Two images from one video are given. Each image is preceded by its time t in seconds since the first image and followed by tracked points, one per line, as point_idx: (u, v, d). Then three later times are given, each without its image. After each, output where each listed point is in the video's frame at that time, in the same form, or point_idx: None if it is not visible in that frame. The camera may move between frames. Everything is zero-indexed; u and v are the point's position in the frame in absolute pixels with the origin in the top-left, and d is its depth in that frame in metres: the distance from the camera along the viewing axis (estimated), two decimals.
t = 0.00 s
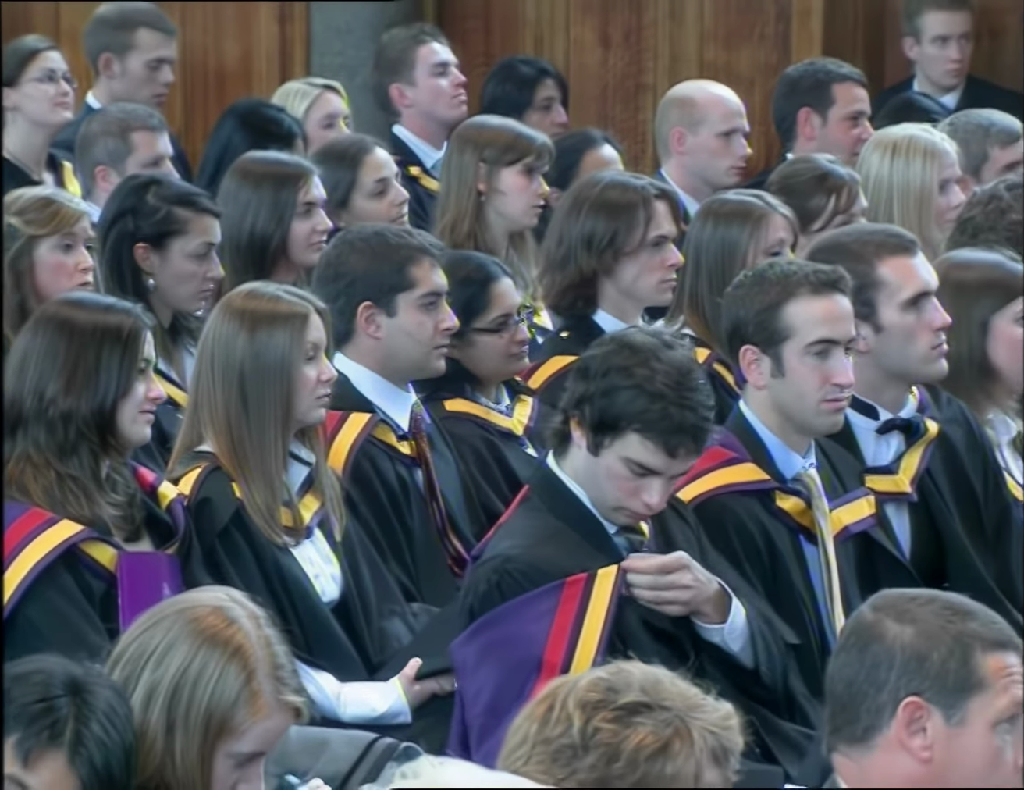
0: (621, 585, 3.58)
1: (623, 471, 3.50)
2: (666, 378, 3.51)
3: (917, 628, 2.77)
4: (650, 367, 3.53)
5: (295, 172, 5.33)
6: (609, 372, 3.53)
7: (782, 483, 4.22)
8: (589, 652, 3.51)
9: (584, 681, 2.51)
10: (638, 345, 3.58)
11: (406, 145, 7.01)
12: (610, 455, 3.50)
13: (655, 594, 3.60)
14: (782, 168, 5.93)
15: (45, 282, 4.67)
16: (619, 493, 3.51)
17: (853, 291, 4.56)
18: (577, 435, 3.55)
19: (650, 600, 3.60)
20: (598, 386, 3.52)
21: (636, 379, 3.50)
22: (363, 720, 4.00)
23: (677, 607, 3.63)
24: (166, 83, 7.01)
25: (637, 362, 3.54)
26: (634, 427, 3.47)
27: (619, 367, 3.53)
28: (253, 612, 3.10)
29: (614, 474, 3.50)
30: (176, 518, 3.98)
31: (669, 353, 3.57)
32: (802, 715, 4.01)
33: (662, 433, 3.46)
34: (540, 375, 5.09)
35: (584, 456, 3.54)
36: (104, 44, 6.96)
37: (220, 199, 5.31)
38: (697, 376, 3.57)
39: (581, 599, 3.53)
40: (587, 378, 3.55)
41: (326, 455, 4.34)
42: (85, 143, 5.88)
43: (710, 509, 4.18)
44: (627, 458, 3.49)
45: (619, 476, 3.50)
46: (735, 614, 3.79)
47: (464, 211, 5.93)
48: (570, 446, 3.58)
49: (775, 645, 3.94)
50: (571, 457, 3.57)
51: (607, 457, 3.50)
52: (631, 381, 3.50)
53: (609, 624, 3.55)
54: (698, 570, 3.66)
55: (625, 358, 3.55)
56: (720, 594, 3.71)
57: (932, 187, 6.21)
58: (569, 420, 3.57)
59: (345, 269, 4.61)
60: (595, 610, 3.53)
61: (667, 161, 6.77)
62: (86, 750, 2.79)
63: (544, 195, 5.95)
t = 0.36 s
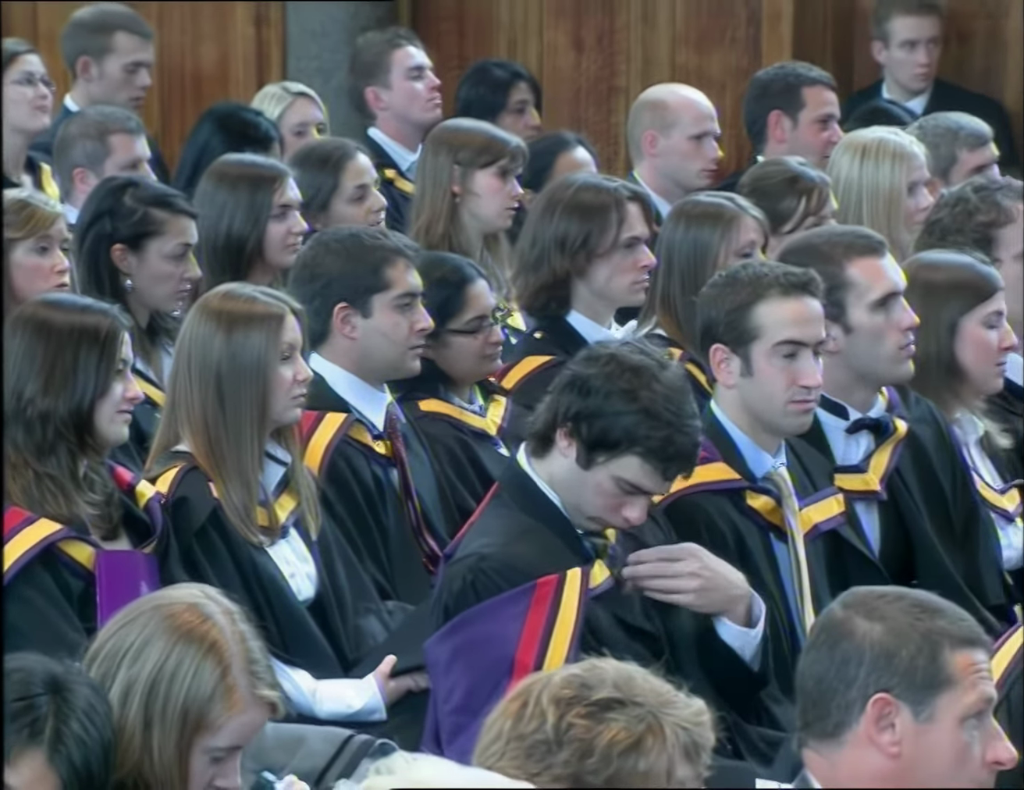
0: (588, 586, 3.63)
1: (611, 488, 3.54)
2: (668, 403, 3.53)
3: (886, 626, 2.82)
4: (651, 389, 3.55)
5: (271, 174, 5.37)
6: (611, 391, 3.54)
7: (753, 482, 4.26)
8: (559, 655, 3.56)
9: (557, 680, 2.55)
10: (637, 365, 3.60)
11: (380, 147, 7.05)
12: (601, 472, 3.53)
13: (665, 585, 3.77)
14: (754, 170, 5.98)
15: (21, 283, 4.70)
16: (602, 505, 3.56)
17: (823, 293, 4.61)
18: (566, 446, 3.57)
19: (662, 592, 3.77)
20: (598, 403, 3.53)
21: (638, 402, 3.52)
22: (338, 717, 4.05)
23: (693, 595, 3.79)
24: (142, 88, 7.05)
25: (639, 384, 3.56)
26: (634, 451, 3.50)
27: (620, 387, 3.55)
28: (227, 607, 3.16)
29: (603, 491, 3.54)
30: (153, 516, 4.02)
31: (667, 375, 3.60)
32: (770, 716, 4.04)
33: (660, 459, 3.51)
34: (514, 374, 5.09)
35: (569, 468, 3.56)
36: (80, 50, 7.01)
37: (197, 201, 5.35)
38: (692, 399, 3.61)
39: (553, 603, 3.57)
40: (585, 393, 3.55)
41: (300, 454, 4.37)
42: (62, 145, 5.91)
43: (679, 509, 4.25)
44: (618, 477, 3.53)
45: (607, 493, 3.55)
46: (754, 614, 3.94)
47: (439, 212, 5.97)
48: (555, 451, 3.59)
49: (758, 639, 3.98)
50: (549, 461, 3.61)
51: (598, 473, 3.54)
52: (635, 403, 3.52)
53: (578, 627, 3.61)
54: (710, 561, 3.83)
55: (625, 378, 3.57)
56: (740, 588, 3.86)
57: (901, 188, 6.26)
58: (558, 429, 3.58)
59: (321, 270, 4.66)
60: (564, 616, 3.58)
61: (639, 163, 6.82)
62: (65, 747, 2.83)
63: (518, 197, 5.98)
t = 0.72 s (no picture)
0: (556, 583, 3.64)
1: (585, 482, 3.56)
2: (637, 394, 3.56)
3: (854, 621, 2.83)
4: (621, 381, 3.57)
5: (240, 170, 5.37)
6: (580, 385, 3.55)
7: (721, 478, 4.27)
8: (528, 651, 3.57)
9: (527, 673, 2.56)
10: (602, 358, 3.62)
11: (350, 143, 7.04)
12: (574, 465, 3.55)
13: (634, 577, 3.81)
14: (721, 167, 6.00)
15: None
16: (575, 497, 3.57)
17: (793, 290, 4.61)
18: (537, 442, 3.57)
19: (633, 583, 3.81)
20: (569, 398, 3.54)
21: (609, 396, 3.54)
22: (306, 713, 4.06)
23: (663, 578, 3.83)
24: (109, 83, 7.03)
25: (606, 376, 3.58)
26: (608, 445, 3.52)
27: (589, 380, 3.56)
28: (145, 577, 3.26)
29: (577, 485, 3.56)
30: (121, 513, 4.04)
31: (632, 367, 3.63)
32: (734, 714, 4.05)
33: (633, 451, 3.54)
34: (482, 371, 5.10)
35: (541, 462, 3.56)
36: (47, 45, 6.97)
37: (164, 197, 5.34)
38: (658, 391, 3.63)
39: (521, 599, 3.58)
40: (554, 388, 3.56)
41: (268, 451, 4.36)
42: (30, 141, 5.89)
43: (646, 507, 4.24)
44: (591, 470, 3.55)
45: (580, 486, 3.56)
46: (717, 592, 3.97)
47: (407, 209, 5.97)
48: (523, 446, 3.59)
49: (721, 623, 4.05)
50: (518, 458, 3.60)
51: (571, 467, 3.55)
52: (606, 396, 3.53)
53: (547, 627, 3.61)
54: (670, 546, 3.88)
55: (593, 372, 3.58)
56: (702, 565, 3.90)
57: (869, 185, 6.28)
58: (526, 424, 3.58)
59: (289, 266, 4.65)
60: (533, 613, 3.59)
61: (607, 160, 6.83)
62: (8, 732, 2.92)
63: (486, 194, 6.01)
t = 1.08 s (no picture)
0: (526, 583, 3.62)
1: (548, 469, 3.56)
2: (595, 379, 3.57)
3: (822, 617, 2.82)
4: (578, 366, 3.58)
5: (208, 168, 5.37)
6: (536, 372, 3.56)
7: (690, 475, 4.26)
8: (497, 648, 3.54)
9: (501, 668, 2.64)
10: (558, 345, 3.63)
11: (317, 142, 7.13)
12: (536, 453, 3.55)
13: (595, 603, 3.74)
14: (690, 164, 6.01)
15: None
16: (541, 488, 3.57)
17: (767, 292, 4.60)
18: (499, 433, 3.57)
19: (592, 612, 3.74)
20: (527, 385, 3.54)
21: (566, 381, 3.55)
22: (275, 712, 4.06)
23: (619, 607, 3.78)
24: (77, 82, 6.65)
25: (562, 362, 3.58)
26: (567, 428, 3.52)
27: (545, 367, 3.57)
28: (91, 569, 3.27)
29: (540, 474, 3.56)
30: (90, 511, 4.02)
31: (589, 353, 3.63)
32: (706, 710, 4.04)
33: (593, 435, 3.54)
34: (451, 369, 5.08)
35: (505, 454, 3.57)
36: (14, 43, 6.55)
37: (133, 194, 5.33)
38: (616, 375, 3.64)
39: (490, 596, 3.56)
40: (513, 376, 3.57)
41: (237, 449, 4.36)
42: None
43: (614, 506, 4.24)
44: (553, 456, 3.55)
45: (544, 474, 3.56)
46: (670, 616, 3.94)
47: (376, 207, 5.96)
48: (488, 439, 3.60)
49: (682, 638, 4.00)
50: (485, 453, 3.60)
51: (533, 455, 3.55)
52: (562, 382, 3.54)
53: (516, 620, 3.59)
54: (620, 570, 3.83)
55: (550, 358, 3.59)
56: (649, 589, 3.87)
57: (838, 183, 6.30)
58: (491, 416, 3.59)
59: (257, 264, 4.65)
60: (502, 610, 3.56)
61: (575, 159, 6.83)
62: None
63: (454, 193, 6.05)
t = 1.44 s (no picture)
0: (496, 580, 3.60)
1: (517, 458, 3.54)
2: (559, 367, 3.54)
3: (791, 614, 2.84)
4: (541, 354, 3.55)
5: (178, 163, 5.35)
6: (499, 361, 3.54)
7: (663, 470, 4.27)
8: (465, 641, 3.51)
9: (472, 664, 2.64)
10: (521, 331, 3.59)
11: (285, 137, 7.02)
12: (502, 442, 3.54)
13: (518, 612, 3.61)
14: (661, 161, 6.01)
15: None
16: (511, 480, 3.56)
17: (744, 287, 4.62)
18: (467, 425, 3.56)
19: (513, 620, 3.60)
20: (492, 374, 3.53)
21: (528, 368, 3.52)
22: (244, 708, 4.06)
23: (543, 615, 3.65)
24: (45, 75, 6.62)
25: (525, 349, 3.55)
26: (530, 416, 3.51)
27: (508, 355, 3.54)
28: (54, 565, 3.28)
29: (506, 463, 3.54)
30: (60, 507, 4.02)
31: (552, 339, 3.59)
32: (681, 700, 4.07)
33: (557, 422, 3.52)
34: (422, 366, 5.12)
35: (472, 446, 3.56)
36: None
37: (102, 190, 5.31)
38: (581, 360, 3.60)
39: (456, 588, 3.53)
40: (478, 366, 3.55)
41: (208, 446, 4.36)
42: None
43: (590, 499, 4.22)
44: (521, 445, 3.53)
45: (514, 462, 3.54)
46: (611, 617, 3.84)
47: (346, 204, 5.96)
48: (457, 433, 3.59)
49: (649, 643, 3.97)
50: (455, 447, 3.60)
51: (499, 445, 3.54)
52: (526, 370, 3.52)
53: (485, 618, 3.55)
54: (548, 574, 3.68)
55: (514, 346, 3.56)
56: (580, 593, 3.73)
57: (809, 179, 6.30)
58: (458, 406, 3.58)
59: (227, 260, 4.63)
60: (469, 601, 3.53)
61: (547, 154, 6.85)
62: None
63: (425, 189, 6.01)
